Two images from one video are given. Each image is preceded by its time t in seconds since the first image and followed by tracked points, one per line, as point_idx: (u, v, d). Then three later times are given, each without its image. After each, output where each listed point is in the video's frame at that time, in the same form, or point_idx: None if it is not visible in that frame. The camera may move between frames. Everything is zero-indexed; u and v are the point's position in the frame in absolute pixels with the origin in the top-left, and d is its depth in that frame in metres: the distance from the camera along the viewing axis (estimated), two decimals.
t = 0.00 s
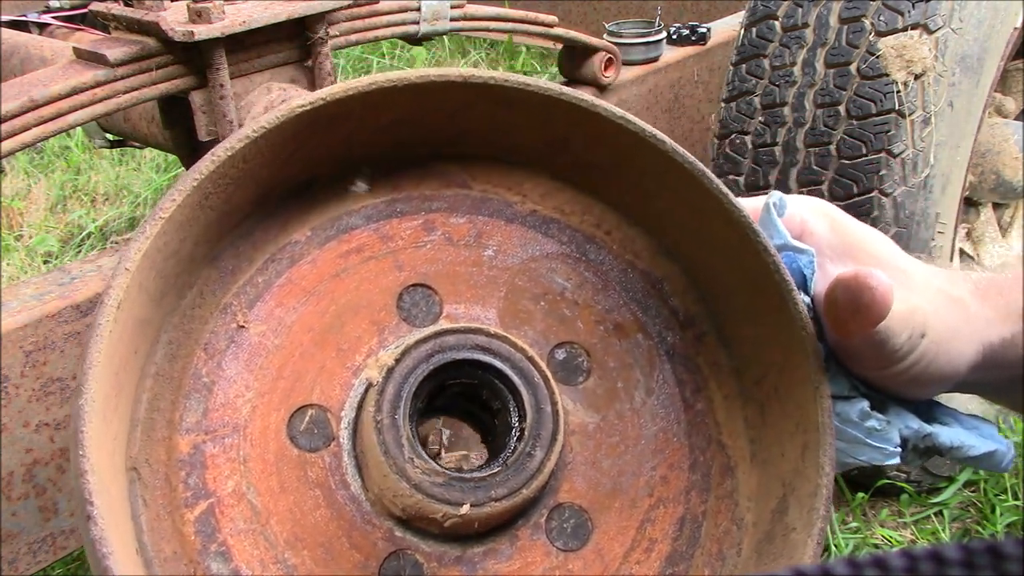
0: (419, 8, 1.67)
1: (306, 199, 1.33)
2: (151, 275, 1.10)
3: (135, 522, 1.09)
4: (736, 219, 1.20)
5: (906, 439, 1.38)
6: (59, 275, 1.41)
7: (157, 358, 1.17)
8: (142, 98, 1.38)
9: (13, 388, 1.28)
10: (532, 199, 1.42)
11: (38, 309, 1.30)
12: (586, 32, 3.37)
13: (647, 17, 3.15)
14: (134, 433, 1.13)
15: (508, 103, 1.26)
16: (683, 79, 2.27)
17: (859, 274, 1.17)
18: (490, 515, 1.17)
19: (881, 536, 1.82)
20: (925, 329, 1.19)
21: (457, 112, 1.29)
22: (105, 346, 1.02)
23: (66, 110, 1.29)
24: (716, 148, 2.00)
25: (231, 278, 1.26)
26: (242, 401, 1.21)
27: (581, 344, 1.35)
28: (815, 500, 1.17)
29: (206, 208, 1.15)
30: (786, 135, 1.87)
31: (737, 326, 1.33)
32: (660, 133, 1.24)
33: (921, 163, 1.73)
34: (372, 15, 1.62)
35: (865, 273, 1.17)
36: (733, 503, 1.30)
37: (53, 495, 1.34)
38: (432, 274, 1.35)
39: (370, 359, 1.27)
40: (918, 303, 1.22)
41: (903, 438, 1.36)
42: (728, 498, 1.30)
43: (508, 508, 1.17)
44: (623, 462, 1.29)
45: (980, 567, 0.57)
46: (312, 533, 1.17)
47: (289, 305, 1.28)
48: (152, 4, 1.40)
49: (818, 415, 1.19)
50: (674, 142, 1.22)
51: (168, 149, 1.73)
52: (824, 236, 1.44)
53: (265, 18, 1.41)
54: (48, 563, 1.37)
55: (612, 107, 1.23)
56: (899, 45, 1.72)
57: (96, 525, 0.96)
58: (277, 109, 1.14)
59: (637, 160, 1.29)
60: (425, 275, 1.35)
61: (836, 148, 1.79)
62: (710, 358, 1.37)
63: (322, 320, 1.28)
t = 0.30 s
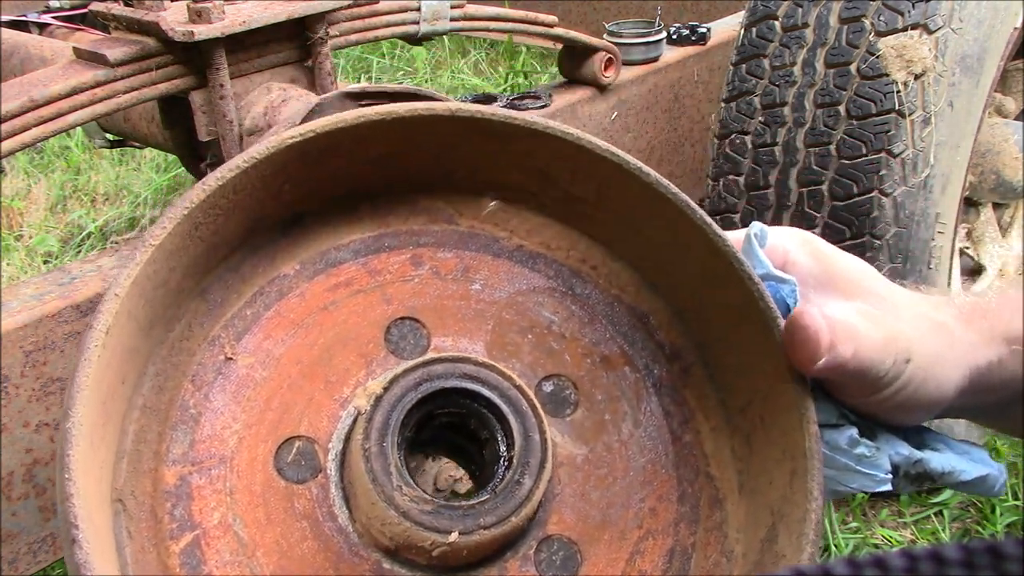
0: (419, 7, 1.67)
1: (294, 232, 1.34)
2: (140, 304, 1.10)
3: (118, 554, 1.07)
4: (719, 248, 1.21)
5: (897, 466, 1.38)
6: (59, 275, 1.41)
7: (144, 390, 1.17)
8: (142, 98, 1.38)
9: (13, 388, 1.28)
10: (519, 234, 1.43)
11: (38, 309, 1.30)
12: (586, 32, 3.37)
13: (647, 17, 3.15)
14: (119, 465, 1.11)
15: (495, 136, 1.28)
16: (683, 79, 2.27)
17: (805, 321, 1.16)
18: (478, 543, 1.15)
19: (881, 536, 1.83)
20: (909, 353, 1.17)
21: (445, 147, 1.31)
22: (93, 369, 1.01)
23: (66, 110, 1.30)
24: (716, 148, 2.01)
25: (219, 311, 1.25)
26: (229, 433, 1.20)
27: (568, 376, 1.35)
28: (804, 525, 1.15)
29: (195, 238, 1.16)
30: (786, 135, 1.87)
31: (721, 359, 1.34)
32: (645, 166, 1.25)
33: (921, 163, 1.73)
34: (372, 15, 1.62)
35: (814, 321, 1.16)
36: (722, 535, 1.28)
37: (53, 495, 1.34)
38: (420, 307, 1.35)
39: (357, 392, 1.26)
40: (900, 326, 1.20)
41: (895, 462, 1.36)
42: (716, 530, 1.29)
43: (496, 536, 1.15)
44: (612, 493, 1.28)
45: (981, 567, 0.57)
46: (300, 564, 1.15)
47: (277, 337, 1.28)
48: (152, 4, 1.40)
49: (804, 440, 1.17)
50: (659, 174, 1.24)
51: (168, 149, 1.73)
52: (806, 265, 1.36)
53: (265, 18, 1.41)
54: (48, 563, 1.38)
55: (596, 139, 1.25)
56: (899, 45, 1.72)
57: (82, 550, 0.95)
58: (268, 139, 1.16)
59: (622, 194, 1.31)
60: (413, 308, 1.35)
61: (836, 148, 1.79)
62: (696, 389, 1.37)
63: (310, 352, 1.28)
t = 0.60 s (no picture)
0: (419, 7, 1.67)
1: (290, 255, 1.30)
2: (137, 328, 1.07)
3: None
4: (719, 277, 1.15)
5: (898, 489, 1.30)
6: (59, 275, 1.40)
7: (138, 414, 1.13)
8: (142, 98, 1.38)
9: (13, 388, 1.28)
10: (515, 256, 1.39)
11: (38, 309, 1.29)
12: (586, 32, 3.38)
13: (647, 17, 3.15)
14: (113, 490, 1.09)
15: (492, 160, 1.24)
16: (683, 79, 2.26)
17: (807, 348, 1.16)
18: (475, 571, 1.14)
19: (881, 536, 1.83)
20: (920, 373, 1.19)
21: (440, 170, 1.27)
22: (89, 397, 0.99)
23: (66, 110, 1.30)
24: (716, 148, 2.01)
25: (214, 334, 1.22)
26: (224, 457, 1.17)
27: (564, 401, 1.32)
28: (801, 554, 1.10)
29: (191, 262, 1.13)
30: (786, 135, 1.87)
31: (720, 389, 1.30)
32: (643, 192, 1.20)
33: (921, 163, 1.73)
34: (372, 15, 1.62)
35: (818, 350, 1.16)
36: (718, 560, 1.25)
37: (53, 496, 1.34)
38: (416, 330, 1.32)
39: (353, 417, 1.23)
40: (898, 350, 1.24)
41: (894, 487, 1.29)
42: (712, 555, 1.25)
43: (493, 563, 1.15)
44: (608, 519, 1.25)
45: (981, 567, 0.55)
46: None
47: (273, 361, 1.24)
48: (152, 4, 1.40)
49: (801, 469, 1.13)
50: (657, 200, 1.18)
51: (168, 149, 1.73)
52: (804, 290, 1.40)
53: (265, 18, 1.41)
54: (48, 563, 1.39)
55: (596, 165, 1.20)
56: (899, 45, 1.72)
57: None
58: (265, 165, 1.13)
59: (619, 221, 1.26)
60: (409, 331, 1.31)
61: (836, 148, 1.79)
62: (692, 414, 1.33)
63: (306, 375, 1.24)
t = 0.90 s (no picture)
0: (419, 7, 1.67)
1: (271, 304, 1.17)
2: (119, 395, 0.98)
3: None
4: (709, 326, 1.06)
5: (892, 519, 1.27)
6: (60, 275, 1.40)
7: (122, 474, 1.03)
8: (142, 98, 1.38)
9: (13, 388, 1.27)
10: (498, 296, 1.26)
11: (38, 309, 1.30)
12: (586, 32, 3.38)
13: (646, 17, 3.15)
14: (99, 552, 1.00)
15: (470, 206, 1.12)
16: (683, 79, 2.26)
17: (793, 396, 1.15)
18: None
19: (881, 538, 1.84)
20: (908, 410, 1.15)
21: (415, 216, 1.15)
22: (74, 469, 0.92)
23: (66, 109, 1.30)
24: (716, 148, 2.00)
25: (198, 386, 1.11)
26: (211, 515, 1.07)
27: (552, 443, 1.20)
28: None
29: (174, 319, 1.02)
30: (786, 135, 1.87)
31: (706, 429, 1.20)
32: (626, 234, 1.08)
33: (921, 163, 1.74)
34: (372, 15, 1.62)
35: (805, 396, 1.15)
36: None
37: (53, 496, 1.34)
38: (401, 375, 1.20)
39: (342, 468, 1.12)
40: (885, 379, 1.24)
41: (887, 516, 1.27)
42: None
43: None
44: (597, 563, 1.15)
45: (980, 567, 0.55)
46: None
47: (256, 414, 1.13)
48: (152, 4, 1.40)
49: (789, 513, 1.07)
50: (640, 242, 1.07)
51: (167, 149, 1.73)
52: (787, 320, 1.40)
53: (265, 18, 1.41)
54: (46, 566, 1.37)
55: (578, 208, 1.08)
56: (899, 45, 1.72)
57: None
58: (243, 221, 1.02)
59: (608, 260, 1.14)
60: (395, 377, 1.19)
61: (836, 148, 1.78)
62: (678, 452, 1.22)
63: (291, 427, 1.13)
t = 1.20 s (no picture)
0: (419, 8, 1.67)
1: (229, 378, 1.11)
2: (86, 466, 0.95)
3: None
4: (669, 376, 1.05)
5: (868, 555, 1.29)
6: (60, 275, 1.40)
7: (84, 565, 0.97)
8: (142, 98, 1.38)
9: (13, 388, 1.27)
10: (457, 358, 1.20)
11: (38, 309, 1.30)
12: (587, 32, 3.38)
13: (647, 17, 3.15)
14: None
15: (422, 270, 1.10)
16: (683, 79, 2.26)
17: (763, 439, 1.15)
18: None
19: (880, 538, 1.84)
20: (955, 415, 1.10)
21: (369, 284, 1.12)
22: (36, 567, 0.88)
23: (66, 109, 1.30)
24: (716, 148, 2.00)
25: (158, 469, 1.04)
26: None
27: (520, 502, 1.13)
28: None
29: (131, 405, 0.98)
30: (786, 135, 1.86)
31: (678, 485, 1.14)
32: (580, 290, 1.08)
33: (921, 163, 1.74)
34: (372, 15, 1.62)
35: (778, 440, 1.15)
36: None
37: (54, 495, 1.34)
38: (364, 446, 1.13)
39: (311, 543, 1.05)
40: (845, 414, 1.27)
41: (855, 553, 1.30)
42: None
43: None
44: None
45: (981, 567, 0.55)
46: None
47: (220, 494, 1.06)
48: (152, 4, 1.40)
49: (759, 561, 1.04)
50: (594, 297, 1.06)
51: (168, 149, 1.73)
52: (748, 364, 1.37)
53: (265, 18, 1.41)
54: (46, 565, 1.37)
55: (532, 267, 1.07)
56: (899, 45, 1.72)
57: None
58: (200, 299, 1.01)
59: (569, 321, 1.11)
60: (357, 448, 1.12)
61: (836, 148, 1.78)
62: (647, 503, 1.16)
63: (256, 504, 1.06)
